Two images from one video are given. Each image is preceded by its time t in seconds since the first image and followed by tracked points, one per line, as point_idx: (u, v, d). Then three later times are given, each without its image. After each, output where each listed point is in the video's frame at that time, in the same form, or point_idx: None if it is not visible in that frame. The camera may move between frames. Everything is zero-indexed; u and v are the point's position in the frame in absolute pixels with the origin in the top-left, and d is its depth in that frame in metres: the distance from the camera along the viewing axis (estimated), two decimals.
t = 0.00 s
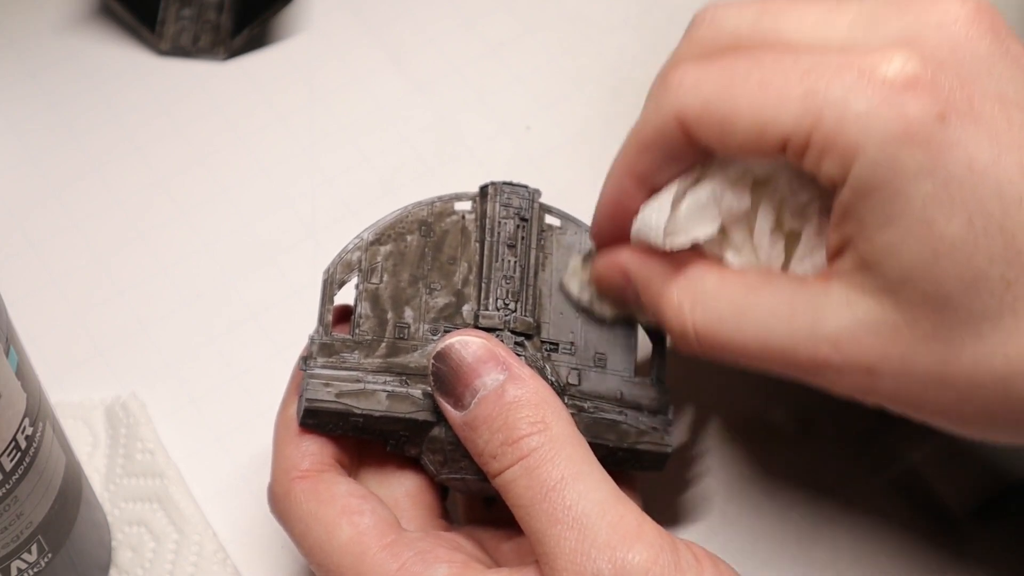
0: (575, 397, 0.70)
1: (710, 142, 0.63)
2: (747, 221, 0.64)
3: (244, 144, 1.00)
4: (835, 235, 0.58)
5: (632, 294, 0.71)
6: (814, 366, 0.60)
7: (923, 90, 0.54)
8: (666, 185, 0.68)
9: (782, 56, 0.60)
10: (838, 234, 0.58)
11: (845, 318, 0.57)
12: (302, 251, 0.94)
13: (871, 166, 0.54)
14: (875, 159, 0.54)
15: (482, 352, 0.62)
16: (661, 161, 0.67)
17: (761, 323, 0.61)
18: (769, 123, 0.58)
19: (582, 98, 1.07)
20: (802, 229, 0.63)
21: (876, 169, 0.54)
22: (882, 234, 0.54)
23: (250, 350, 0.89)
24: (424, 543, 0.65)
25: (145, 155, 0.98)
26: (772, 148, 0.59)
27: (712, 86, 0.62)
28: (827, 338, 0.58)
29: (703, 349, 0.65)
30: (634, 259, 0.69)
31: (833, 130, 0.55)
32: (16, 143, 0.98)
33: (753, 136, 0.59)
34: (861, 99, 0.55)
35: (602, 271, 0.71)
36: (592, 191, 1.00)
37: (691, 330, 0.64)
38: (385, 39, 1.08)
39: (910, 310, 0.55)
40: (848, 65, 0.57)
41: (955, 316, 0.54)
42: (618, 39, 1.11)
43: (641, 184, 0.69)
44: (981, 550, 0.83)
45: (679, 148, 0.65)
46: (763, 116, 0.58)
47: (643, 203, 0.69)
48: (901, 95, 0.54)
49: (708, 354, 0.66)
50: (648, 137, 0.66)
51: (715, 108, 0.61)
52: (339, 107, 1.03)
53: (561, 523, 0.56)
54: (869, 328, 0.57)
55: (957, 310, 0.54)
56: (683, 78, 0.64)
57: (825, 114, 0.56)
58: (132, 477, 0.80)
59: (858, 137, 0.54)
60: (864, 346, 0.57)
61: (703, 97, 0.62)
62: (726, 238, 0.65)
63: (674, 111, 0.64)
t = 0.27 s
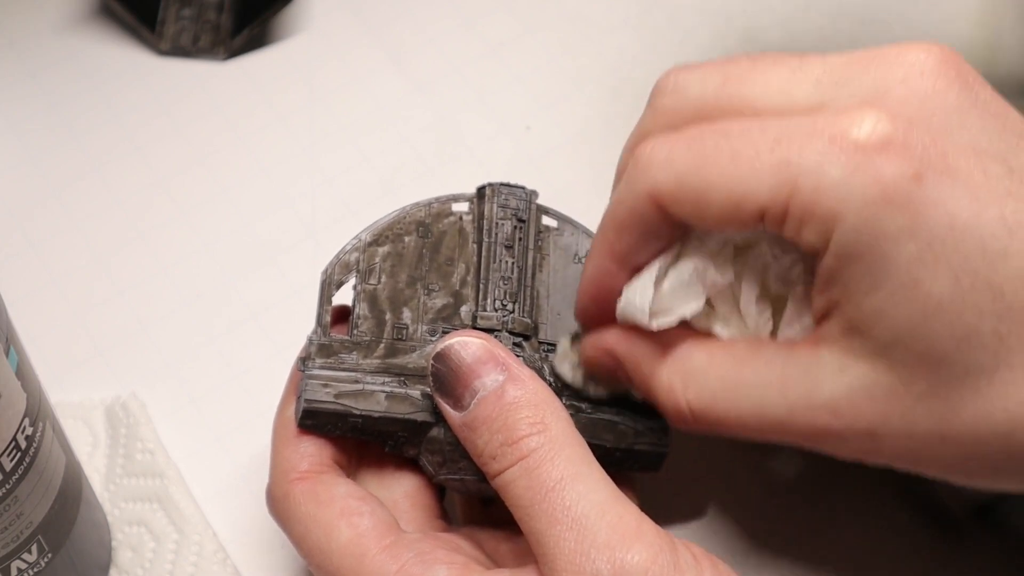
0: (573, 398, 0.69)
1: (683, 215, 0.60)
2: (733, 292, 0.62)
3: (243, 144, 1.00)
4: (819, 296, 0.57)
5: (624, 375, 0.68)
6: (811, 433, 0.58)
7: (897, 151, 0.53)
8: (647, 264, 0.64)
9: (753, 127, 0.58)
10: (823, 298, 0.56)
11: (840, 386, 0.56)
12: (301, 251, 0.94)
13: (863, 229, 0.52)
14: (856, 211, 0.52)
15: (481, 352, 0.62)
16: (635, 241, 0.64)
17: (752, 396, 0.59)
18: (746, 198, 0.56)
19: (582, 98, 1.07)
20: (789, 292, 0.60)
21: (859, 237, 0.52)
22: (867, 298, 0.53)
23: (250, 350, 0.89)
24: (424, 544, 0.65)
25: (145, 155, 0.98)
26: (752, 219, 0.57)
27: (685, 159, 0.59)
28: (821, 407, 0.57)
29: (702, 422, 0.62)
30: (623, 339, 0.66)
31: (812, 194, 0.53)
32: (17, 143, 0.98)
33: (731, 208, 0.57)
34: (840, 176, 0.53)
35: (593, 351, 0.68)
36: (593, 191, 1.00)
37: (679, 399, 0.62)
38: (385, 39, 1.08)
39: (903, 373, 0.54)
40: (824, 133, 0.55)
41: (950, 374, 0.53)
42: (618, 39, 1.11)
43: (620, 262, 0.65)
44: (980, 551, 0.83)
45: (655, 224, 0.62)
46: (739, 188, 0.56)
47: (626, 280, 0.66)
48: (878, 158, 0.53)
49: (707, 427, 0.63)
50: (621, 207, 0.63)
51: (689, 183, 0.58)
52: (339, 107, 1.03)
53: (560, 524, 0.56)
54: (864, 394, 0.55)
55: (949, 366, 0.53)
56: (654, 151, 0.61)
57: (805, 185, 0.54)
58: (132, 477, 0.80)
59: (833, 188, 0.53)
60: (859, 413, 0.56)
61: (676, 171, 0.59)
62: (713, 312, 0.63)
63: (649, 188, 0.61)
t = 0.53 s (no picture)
0: (573, 400, 0.69)
1: (704, 176, 0.60)
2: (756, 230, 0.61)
3: (243, 144, 0.99)
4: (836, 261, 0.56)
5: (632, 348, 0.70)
6: (830, 404, 0.58)
7: (919, 109, 0.52)
8: (660, 223, 0.66)
9: (768, 82, 0.58)
10: (836, 267, 0.56)
11: (857, 355, 0.56)
12: (301, 251, 0.94)
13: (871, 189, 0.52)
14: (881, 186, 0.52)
15: (482, 354, 0.62)
16: (654, 199, 0.65)
17: (771, 366, 0.59)
18: (758, 146, 0.56)
19: (582, 98, 1.07)
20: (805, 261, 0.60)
21: (878, 196, 0.52)
22: (888, 261, 0.52)
23: (250, 350, 0.89)
24: (425, 544, 0.65)
25: (145, 155, 0.98)
26: (767, 178, 0.57)
27: (700, 118, 0.59)
28: (840, 376, 0.57)
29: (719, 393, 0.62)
30: (635, 315, 0.67)
31: (830, 155, 0.53)
32: (16, 143, 0.98)
33: (745, 167, 0.57)
34: (852, 121, 0.53)
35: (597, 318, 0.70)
36: (593, 191, 1.00)
37: (696, 371, 0.62)
38: (385, 39, 1.08)
39: (923, 342, 0.54)
40: (836, 105, 0.53)
41: (967, 342, 0.53)
42: (618, 39, 1.11)
43: (632, 219, 0.67)
44: (982, 549, 0.83)
45: (671, 181, 0.63)
46: (757, 136, 0.56)
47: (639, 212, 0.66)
48: (899, 116, 0.52)
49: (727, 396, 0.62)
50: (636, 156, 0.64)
51: (703, 141, 0.59)
52: (340, 107, 1.03)
53: (563, 524, 0.56)
54: (879, 361, 0.55)
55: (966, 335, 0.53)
56: (669, 107, 0.61)
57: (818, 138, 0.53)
58: (132, 477, 0.80)
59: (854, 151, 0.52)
60: (876, 380, 0.56)
61: (692, 126, 0.59)
62: (728, 278, 0.63)
63: (663, 144, 0.61)
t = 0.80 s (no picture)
0: (573, 401, 0.70)
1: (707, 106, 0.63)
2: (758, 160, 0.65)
3: (243, 144, 0.99)
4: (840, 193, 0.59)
5: (638, 281, 0.72)
6: (823, 333, 0.63)
7: (915, 49, 0.56)
8: (674, 161, 0.69)
9: (770, 19, 0.61)
10: (837, 199, 0.60)
11: (852, 285, 0.60)
12: (301, 251, 0.94)
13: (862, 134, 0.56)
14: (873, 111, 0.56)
15: (482, 355, 0.62)
16: (664, 134, 0.68)
17: (768, 292, 0.63)
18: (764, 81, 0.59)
19: (581, 98, 1.07)
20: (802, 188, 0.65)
21: (871, 133, 0.56)
22: (881, 195, 0.56)
23: (250, 350, 0.89)
24: (425, 545, 0.65)
25: (145, 155, 0.98)
26: (772, 113, 0.60)
27: (706, 48, 0.62)
28: (835, 305, 0.61)
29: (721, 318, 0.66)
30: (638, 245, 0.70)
31: (828, 96, 0.57)
32: (16, 143, 0.98)
33: (751, 101, 0.60)
34: (852, 60, 0.57)
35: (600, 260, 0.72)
36: (592, 191, 1.00)
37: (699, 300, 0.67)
38: (384, 39, 1.08)
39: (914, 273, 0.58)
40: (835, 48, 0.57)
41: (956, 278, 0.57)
42: (617, 39, 1.11)
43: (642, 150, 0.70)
44: (982, 550, 0.83)
45: (683, 116, 0.66)
46: (759, 74, 0.59)
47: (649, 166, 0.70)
48: (896, 57, 0.56)
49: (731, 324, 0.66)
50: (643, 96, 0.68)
51: (713, 71, 0.61)
52: (340, 108, 1.03)
53: (565, 524, 0.56)
54: (873, 290, 0.59)
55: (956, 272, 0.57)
56: (677, 40, 0.64)
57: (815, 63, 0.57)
58: (133, 477, 0.80)
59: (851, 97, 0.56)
60: (869, 312, 0.60)
61: (697, 62, 0.62)
62: (738, 217, 0.67)
63: (671, 76, 0.64)
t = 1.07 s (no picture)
0: (574, 400, 0.70)
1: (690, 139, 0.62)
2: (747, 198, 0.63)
3: (244, 144, 1.00)
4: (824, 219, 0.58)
5: (630, 312, 0.71)
6: (814, 349, 0.62)
7: (894, 77, 0.55)
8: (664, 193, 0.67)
9: (750, 49, 0.59)
10: (823, 223, 0.59)
11: (841, 308, 0.59)
12: (301, 251, 0.94)
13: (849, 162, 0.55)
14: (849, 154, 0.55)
15: (483, 354, 0.62)
16: (651, 166, 0.66)
17: (761, 313, 0.63)
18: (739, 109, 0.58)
19: (581, 98, 1.07)
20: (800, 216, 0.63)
21: (853, 159, 0.54)
22: (866, 222, 0.55)
23: (251, 350, 0.89)
24: (425, 545, 0.65)
25: (145, 155, 0.98)
26: (753, 144, 0.59)
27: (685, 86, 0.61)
28: (824, 327, 0.60)
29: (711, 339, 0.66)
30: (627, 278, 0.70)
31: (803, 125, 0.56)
32: (16, 143, 0.98)
33: (730, 134, 0.59)
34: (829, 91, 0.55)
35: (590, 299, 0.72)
36: (593, 191, 1.00)
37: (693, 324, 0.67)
38: (384, 39, 1.08)
39: (903, 294, 0.57)
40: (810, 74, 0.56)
41: (945, 298, 0.56)
42: (617, 39, 1.11)
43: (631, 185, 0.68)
44: (982, 551, 0.83)
45: (667, 150, 0.64)
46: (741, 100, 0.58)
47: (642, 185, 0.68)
48: (874, 83, 0.55)
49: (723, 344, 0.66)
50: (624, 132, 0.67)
51: (694, 103, 0.60)
52: (340, 108, 1.03)
53: (566, 524, 0.56)
54: (864, 313, 0.59)
55: (947, 293, 0.56)
56: (657, 76, 0.63)
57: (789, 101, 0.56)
58: (133, 477, 0.80)
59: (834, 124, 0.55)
60: (861, 330, 0.60)
61: (678, 95, 0.61)
62: (730, 242, 0.65)
63: (652, 111, 0.63)
